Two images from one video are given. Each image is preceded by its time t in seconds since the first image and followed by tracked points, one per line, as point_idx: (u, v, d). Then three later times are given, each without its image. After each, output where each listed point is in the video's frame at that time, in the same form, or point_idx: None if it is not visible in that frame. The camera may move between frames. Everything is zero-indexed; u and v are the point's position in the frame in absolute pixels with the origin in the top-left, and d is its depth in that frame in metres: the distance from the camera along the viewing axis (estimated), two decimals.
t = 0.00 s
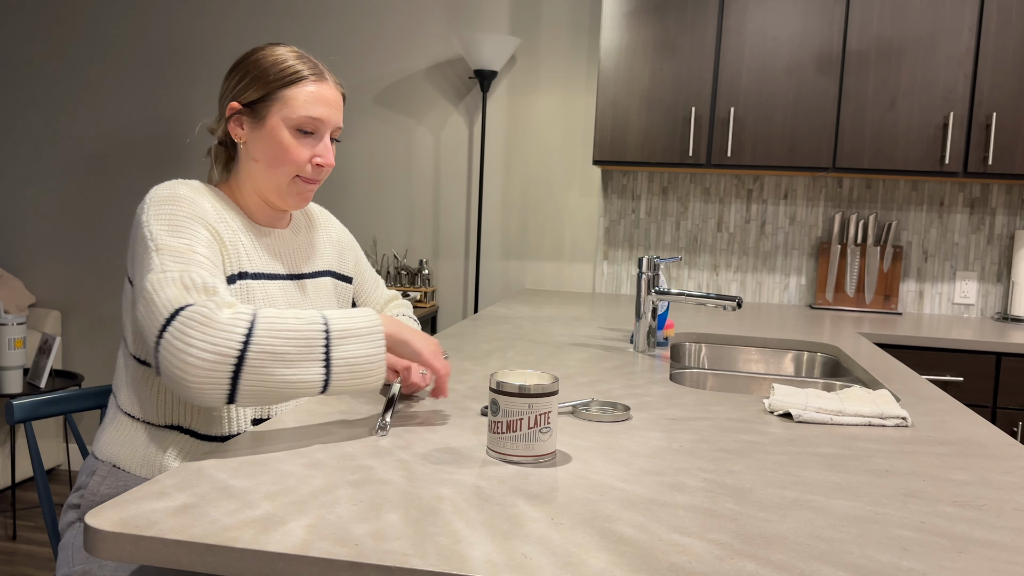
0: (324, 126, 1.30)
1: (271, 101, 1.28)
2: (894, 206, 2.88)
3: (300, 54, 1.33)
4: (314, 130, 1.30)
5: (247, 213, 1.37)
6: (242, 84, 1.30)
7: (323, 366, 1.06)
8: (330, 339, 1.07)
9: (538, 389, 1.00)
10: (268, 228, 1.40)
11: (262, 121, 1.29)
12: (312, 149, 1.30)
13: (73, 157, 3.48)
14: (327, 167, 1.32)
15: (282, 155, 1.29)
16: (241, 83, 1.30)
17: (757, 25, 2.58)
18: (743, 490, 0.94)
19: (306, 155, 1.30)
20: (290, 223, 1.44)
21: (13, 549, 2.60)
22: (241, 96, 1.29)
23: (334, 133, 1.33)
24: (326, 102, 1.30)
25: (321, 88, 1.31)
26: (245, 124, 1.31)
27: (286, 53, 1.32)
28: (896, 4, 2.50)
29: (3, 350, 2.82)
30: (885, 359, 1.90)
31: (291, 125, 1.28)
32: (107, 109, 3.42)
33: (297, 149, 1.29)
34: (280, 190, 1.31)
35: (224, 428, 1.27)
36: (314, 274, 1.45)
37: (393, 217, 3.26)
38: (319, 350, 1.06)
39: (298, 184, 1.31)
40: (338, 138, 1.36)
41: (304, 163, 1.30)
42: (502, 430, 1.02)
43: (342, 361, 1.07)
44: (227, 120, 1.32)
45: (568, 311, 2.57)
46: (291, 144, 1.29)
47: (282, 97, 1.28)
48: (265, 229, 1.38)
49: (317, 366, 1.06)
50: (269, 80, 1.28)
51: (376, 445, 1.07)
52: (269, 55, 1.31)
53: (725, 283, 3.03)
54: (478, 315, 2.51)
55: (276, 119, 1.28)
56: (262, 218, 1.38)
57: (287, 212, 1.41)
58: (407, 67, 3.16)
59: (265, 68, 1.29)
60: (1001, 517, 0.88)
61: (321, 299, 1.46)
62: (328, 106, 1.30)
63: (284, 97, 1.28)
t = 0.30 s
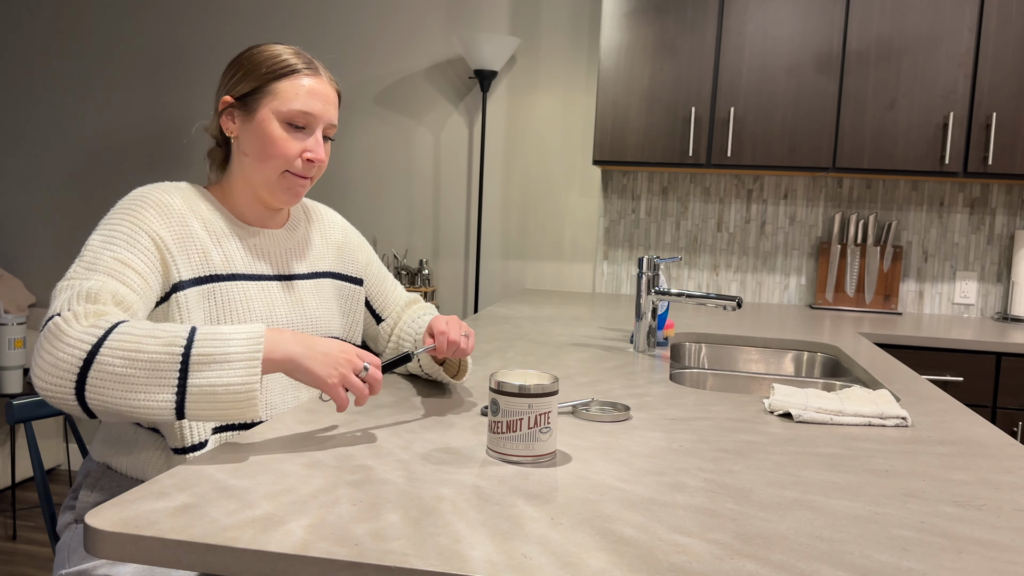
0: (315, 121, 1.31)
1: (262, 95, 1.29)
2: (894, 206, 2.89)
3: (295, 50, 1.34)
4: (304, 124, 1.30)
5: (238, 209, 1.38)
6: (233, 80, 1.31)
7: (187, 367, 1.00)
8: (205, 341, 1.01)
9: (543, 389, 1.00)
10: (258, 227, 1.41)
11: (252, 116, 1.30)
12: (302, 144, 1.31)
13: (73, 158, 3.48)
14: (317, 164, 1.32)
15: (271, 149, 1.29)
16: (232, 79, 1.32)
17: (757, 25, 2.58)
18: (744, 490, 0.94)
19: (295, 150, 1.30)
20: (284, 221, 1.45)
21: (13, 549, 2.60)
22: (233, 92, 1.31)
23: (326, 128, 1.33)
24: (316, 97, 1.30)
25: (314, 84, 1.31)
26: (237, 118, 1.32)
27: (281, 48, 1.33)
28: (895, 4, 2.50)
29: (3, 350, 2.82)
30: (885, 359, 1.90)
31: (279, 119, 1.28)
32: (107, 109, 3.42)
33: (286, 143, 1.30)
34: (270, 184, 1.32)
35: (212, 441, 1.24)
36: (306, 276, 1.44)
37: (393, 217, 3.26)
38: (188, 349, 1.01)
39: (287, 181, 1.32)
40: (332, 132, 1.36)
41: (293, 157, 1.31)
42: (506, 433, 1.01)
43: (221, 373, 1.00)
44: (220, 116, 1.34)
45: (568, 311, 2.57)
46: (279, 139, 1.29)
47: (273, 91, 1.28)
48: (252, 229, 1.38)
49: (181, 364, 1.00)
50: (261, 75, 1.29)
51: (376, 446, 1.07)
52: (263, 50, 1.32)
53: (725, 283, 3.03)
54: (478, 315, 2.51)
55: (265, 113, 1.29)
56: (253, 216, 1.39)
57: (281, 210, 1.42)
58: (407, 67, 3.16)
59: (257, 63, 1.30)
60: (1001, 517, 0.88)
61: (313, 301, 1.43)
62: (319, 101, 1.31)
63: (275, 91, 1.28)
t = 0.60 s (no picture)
0: (338, 132, 1.19)
1: (282, 109, 1.20)
2: (894, 206, 2.88)
3: (311, 61, 1.26)
4: (328, 139, 1.19)
5: (282, 239, 1.28)
6: (250, 99, 1.24)
7: (218, 401, 1.00)
8: (240, 372, 1.02)
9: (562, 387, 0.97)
10: (310, 257, 1.30)
11: (275, 131, 1.21)
12: (328, 158, 1.20)
13: (73, 158, 3.47)
14: (348, 173, 1.20)
15: (299, 170, 1.20)
16: (250, 98, 1.24)
17: (757, 25, 2.58)
18: (744, 490, 0.94)
19: (324, 167, 1.20)
20: (335, 246, 1.34)
21: (13, 549, 2.60)
22: (253, 109, 1.24)
23: (353, 134, 1.21)
24: (341, 103, 1.20)
25: (337, 89, 1.21)
26: (264, 143, 1.24)
27: (298, 59, 1.25)
28: (895, 4, 2.50)
29: (3, 350, 2.81)
30: (885, 359, 1.90)
31: (303, 130, 1.19)
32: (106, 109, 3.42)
33: (313, 161, 1.19)
34: (304, 206, 1.21)
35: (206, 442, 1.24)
36: (353, 306, 1.35)
37: (393, 217, 3.25)
38: (222, 382, 1.01)
39: (321, 197, 1.21)
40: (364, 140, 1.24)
41: (324, 175, 1.20)
42: (529, 442, 0.95)
43: (253, 409, 0.98)
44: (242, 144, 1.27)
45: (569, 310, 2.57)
46: (305, 153, 1.19)
47: (293, 102, 1.19)
48: (294, 258, 1.27)
49: (213, 396, 1.01)
50: (279, 87, 1.21)
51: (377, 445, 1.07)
52: (277, 63, 1.24)
53: (725, 283, 3.03)
54: (478, 315, 2.51)
55: (288, 127, 1.20)
56: (299, 243, 1.28)
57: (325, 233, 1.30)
58: (407, 67, 3.16)
59: (273, 75, 1.22)
60: (1001, 517, 0.88)
61: (352, 334, 1.33)
62: (338, 110, 1.19)
63: (294, 109, 1.19)
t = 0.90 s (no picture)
0: (335, 131, 1.19)
1: (280, 106, 1.20)
2: (894, 206, 2.88)
3: (314, 59, 1.26)
4: (325, 137, 1.19)
5: (279, 238, 1.28)
6: (252, 96, 1.25)
7: (219, 401, 1.01)
8: (241, 373, 1.02)
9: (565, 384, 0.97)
10: (309, 257, 1.30)
11: (273, 128, 1.21)
12: (324, 157, 1.20)
13: (72, 158, 3.47)
14: (343, 172, 1.20)
15: (295, 167, 1.20)
16: (252, 94, 1.25)
17: (757, 25, 2.58)
18: (744, 490, 0.94)
19: (319, 165, 1.20)
20: (335, 246, 1.34)
21: (13, 549, 2.59)
22: (254, 108, 1.24)
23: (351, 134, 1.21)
24: (339, 101, 1.20)
25: (337, 88, 1.21)
26: (264, 142, 1.24)
27: (301, 57, 1.25)
28: (895, 4, 2.50)
29: (3, 350, 2.82)
30: (885, 359, 1.90)
31: (299, 127, 1.19)
32: (106, 109, 3.42)
33: (309, 159, 1.19)
34: (298, 204, 1.21)
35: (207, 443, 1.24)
36: (352, 306, 1.35)
37: (393, 217, 3.25)
38: (223, 382, 1.01)
39: (315, 195, 1.21)
40: (363, 141, 1.24)
41: (319, 173, 1.20)
42: (543, 440, 0.96)
43: (254, 408, 0.98)
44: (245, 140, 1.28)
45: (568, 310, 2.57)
46: (301, 150, 1.19)
47: (291, 99, 1.20)
48: (292, 259, 1.27)
49: (215, 397, 1.01)
50: (278, 84, 1.21)
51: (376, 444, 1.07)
52: (279, 61, 1.24)
53: (725, 283, 3.03)
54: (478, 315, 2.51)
55: (285, 124, 1.20)
56: (297, 243, 1.29)
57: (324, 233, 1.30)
58: (407, 67, 3.16)
59: (275, 73, 1.22)
60: (1001, 517, 0.88)
61: (352, 334, 1.34)
62: (337, 109, 1.19)
63: (293, 107, 1.19)
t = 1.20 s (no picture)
0: (335, 131, 1.19)
1: (282, 105, 1.21)
2: (894, 206, 2.88)
3: (318, 60, 1.26)
4: (325, 137, 1.19)
5: (280, 238, 1.28)
6: (255, 95, 1.25)
7: (218, 401, 1.00)
8: (240, 373, 1.02)
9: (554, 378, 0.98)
10: (310, 257, 1.31)
11: (274, 127, 1.21)
12: (324, 157, 1.20)
13: (72, 158, 3.47)
14: (342, 172, 1.19)
15: (294, 166, 1.20)
16: (256, 93, 1.25)
17: (757, 25, 2.58)
18: (744, 490, 0.94)
19: (318, 165, 1.19)
20: (335, 246, 1.34)
21: (12, 549, 2.59)
22: (257, 108, 1.24)
23: (352, 135, 1.21)
24: (340, 102, 1.20)
25: (339, 89, 1.21)
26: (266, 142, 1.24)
27: (306, 57, 1.25)
28: (895, 4, 2.50)
29: (3, 350, 2.82)
30: (885, 359, 1.90)
31: (299, 127, 1.19)
32: (106, 109, 3.42)
33: (309, 159, 1.19)
34: (297, 204, 1.21)
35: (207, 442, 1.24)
36: (352, 305, 1.35)
37: (393, 217, 3.25)
38: (222, 382, 1.01)
39: (314, 195, 1.21)
40: (365, 143, 1.24)
41: (318, 173, 1.20)
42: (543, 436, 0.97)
43: (253, 410, 0.98)
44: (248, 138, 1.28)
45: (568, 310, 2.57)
46: (301, 150, 1.19)
47: (293, 98, 1.20)
48: (292, 259, 1.27)
49: (213, 397, 1.01)
50: (281, 84, 1.21)
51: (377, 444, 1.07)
52: (284, 61, 1.25)
53: (725, 283, 3.03)
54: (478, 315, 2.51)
55: (286, 122, 1.20)
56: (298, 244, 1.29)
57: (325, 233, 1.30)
58: (407, 67, 3.16)
59: (279, 73, 1.23)
60: (1001, 517, 0.88)
61: (352, 334, 1.34)
62: (338, 110, 1.19)
63: (294, 107, 1.19)
